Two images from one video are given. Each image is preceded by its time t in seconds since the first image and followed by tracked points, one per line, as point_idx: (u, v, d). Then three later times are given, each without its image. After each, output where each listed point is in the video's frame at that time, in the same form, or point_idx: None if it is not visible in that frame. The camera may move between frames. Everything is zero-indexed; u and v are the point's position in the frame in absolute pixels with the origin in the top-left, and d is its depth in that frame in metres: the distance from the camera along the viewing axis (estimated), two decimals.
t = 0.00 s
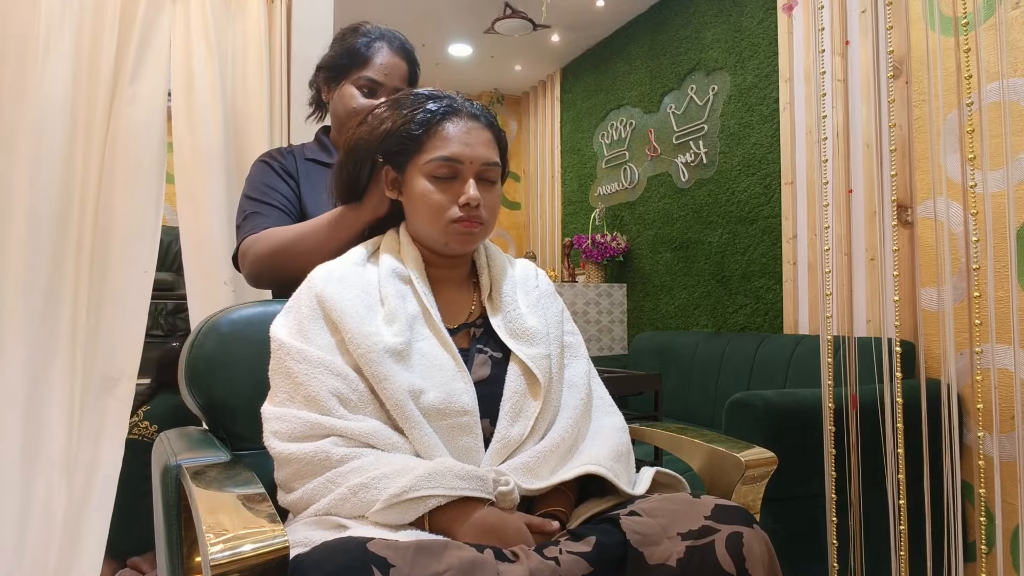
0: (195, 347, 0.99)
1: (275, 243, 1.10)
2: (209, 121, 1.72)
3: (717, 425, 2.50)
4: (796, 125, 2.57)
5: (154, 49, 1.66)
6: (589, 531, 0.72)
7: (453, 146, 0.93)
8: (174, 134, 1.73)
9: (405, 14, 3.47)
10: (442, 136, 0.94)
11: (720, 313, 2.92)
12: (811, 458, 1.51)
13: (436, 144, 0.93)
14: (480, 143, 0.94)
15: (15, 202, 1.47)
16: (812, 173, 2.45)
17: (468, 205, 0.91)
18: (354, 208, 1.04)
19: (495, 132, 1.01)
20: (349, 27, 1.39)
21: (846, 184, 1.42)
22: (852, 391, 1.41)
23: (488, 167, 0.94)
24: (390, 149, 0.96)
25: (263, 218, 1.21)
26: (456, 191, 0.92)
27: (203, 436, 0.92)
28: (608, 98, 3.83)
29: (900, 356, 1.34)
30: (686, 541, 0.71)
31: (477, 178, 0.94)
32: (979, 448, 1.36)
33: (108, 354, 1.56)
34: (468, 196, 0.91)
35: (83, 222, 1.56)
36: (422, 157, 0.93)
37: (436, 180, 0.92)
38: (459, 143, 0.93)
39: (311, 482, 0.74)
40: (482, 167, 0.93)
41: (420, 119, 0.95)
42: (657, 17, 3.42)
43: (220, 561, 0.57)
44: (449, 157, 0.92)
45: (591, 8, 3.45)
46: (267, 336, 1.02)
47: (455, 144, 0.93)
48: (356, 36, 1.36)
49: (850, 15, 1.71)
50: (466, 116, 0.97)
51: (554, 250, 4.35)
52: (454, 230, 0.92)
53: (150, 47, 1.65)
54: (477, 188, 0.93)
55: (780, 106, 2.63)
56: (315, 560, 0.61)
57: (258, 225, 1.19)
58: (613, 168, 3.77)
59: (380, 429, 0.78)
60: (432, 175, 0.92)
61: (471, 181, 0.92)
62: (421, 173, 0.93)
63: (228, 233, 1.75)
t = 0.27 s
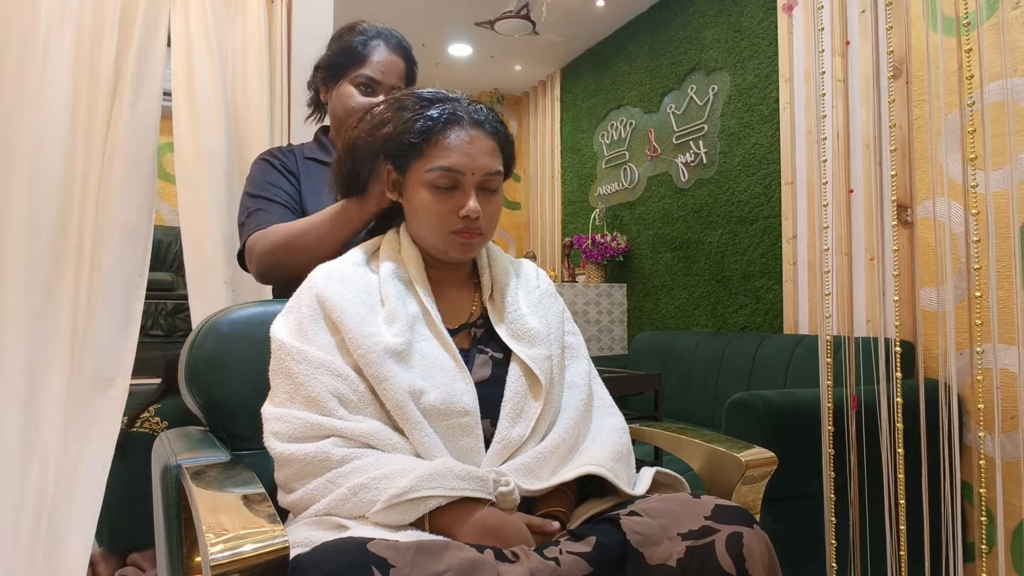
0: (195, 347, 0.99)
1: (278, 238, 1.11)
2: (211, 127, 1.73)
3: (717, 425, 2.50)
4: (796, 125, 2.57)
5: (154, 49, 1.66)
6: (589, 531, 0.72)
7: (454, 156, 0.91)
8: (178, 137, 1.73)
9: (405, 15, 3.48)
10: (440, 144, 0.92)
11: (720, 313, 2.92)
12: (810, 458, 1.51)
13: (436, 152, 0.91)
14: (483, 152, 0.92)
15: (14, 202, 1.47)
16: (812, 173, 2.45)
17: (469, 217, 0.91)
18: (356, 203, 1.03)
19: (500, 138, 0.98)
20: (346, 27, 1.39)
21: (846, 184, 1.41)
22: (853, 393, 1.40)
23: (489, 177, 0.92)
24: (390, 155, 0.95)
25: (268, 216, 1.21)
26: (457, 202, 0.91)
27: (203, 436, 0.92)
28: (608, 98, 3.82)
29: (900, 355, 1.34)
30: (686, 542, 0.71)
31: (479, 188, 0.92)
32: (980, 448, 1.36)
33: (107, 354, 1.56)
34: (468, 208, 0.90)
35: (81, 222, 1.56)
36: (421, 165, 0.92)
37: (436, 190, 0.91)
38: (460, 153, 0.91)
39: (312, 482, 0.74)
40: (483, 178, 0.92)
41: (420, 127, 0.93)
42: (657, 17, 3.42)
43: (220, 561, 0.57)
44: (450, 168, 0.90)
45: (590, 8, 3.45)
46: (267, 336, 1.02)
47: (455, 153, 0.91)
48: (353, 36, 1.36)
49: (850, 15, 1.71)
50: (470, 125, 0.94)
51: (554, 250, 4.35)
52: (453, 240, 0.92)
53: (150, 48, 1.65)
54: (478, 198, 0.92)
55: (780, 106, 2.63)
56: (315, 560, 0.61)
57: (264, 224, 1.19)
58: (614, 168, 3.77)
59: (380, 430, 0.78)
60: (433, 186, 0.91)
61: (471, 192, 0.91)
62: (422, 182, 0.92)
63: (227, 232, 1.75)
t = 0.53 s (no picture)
0: (195, 347, 0.99)
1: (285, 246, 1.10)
2: (214, 124, 1.76)
3: (717, 425, 2.50)
4: (796, 125, 2.57)
5: (154, 49, 1.66)
6: (589, 531, 0.72)
7: (460, 159, 0.91)
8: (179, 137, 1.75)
9: (405, 15, 3.48)
10: (447, 147, 0.92)
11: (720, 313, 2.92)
12: (810, 458, 1.51)
13: (441, 155, 0.91)
14: (488, 156, 0.92)
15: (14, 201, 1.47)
16: (812, 173, 2.45)
17: (474, 222, 0.91)
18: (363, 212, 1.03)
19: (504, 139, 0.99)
20: (343, 26, 1.38)
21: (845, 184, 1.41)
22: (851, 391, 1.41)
23: (494, 181, 0.93)
24: (400, 162, 0.94)
25: (271, 219, 1.21)
26: (461, 206, 0.91)
27: (203, 436, 0.92)
28: (608, 98, 3.82)
29: (901, 355, 1.34)
30: (686, 541, 0.71)
31: (483, 192, 0.93)
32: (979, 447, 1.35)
33: (108, 353, 1.58)
34: (473, 213, 0.90)
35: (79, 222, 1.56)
36: (427, 168, 0.92)
37: (442, 195, 0.91)
38: (466, 157, 0.91)
39: (311, 482, 0.74)
40: (488, 183, 0.92)
41: (428, 129, 0.92)
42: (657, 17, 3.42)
43: (220, 561, 0.57)
44: (456, 172, 0.90)
45: (590, 8, 3.45)
46: (267, 336, 1.02)
47: (462, 157, 0.91)
48: (349, 35, 1.36)
49: (850, 15, 1.71)
50: (475, 125, 0.94)
51: (554, 250, 4.35)
52: (456, 244, 0.92)
53: (151, 48, 1.65)
54: (483, 203, 0.92)
55: (780, 106, 2.63)
56: (315, 559, 0.61)
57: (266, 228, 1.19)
58: (613, 168, 3.77)
59: (380, 430, 0.78)
60: (438, 189, 0.91)
61: (476, 197, 0.91)
62: (427, 186, 0.91)
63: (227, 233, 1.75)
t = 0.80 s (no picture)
0: (195, 347, 0.99)
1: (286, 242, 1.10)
2: (214, 125, 1.76)
3: (717, 425, 2.50)
4: (796, 125, 2.57)
5: (154, 49, 1.66)
6: (589, 531, 0.72)
7: (461, 161, 0.91)
8: (179, 137, 1.77)
9: (405, 15, 3.48)
10: (448, 149, 0.92)
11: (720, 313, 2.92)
12: (810, 458, 1.51)
13: (442, 157, 0.91)
14: (489, 158, 0.92)
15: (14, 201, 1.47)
16: (812, 173, 2.45)
17: (474, 223, 0.91)
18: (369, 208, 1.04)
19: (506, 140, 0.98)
20: (341, 27, 1.39)
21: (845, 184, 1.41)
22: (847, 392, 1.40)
23: (494, 183, 0.93)
24: (401, 164, 0.94)
25: (274, 217, 1.21)
26: (461, 207, 0.91)
27: (203, 436, 0.92)
28: (608, 98, 3.83)
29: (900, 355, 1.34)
30: (685, 541, 0.71)
31: (483, 194, 0.93)
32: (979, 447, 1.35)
33: (108, 353, 1.59)
34: (473, 215, 0.90)
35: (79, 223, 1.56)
36: (428, 171, 0.92)
37: (442, 196, 0.91)
38: (466, 159, 0.91)
39: (311, 482, 0.74)
40: (488, 184, 0.92)
41: (430, 132, 0.92)
42: (657, 17, 3.42)
43: (220, 561, 0.57)
44: (456, 174, 0.90)
45: (590, 8, 3.45)
46: (267, 336, 1.03)
47: (462, 159, 0.91)
48: (348, 35, 1.36)
49: (850, 15, 1.71)
50: (477, 128, 0.94)
51: (554, 250, 4.35)
52: (455, 245, 0.92)
53: (151, 48, 1.65)
54: (483, 205, 0.92)
55: (780, 106, 2.63)
56: (315, 559, 0.61)
57: (268, 226, 1.19)
58: (613, 168, 3.77)
59: (380, 429, 0.78)
60: (438, 191, 0.91)
61: (476, 198, 0.91)
62: (428, 187, 0.91)
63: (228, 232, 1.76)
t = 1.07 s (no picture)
0: (195, 347, 0.99)
1: (285, 231, 1.10)
2: (214, 128, 1.76)
3: (717, 425, 2.50)
4: (796, 125, 2.57)
5: (155, 49, 1.66)
6: (589, 532, 0.72)
7: (464, 166, 0.90)
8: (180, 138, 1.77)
9: (405, 15, 3.48)
10: (451, 152, 0.91)
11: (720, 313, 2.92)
12: (810, 459, 1.51)
13: (443, 159, 0.91)
14: (491, 163, 0.92)
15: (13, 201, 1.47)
16: (812, 173, 2.45)
17: (474, 227, 0.91)
18: (363, 195, 1.03)
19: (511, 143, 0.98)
20: (339, 27, 1.39)
21: (846, 184, 1.41)
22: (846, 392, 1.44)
23: (496, 188, 0.93)
24: (405, 164, 0.93)
25: (274, 211, 1.21)
26: (462, 211, 0.91)
27: (204, 436, 0.92)
28: (608, 98, 3.82)
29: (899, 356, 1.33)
30: (686, 542, 0.71)
31: (485, 199, 0.92)
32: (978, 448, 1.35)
33: (108, 352, 1.58)
34: (473, 219, 0.90)
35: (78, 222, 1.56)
36: (430, 174, 0.91)
37: (443, 199, 0.91)
38: (468, 162, 0.91)
39: (312, 482, 0.74)
40: (490, 189, 0.92)
41: (433, 135, 0.90)
42: (657, 17, 3.42)
43: (220, 561, 0.57)
44: (458, 178, 0.90)
45: (590, 8, 3.45)
46: (267, 336, 1.03)
47: (466, 164, 0.91)
48: (347, 35, 1.36)
49: (850, 15, 1.71)
50: (480, 132, 0.93)
51: (554, 250, 4.35)
52: (456, 247, 0.92)
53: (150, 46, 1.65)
54: (483, 210, 0.92)
55: (780, 106, 2.63)
56: (315, 560, 0.61)
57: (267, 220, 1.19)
58: (613, 168, 3.77)
59: (381, 430, 0.78)
60: (439, 193, 0.91)
61: (477, 203, 0.91)
62: (429, 189, 0.91)
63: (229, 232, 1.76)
